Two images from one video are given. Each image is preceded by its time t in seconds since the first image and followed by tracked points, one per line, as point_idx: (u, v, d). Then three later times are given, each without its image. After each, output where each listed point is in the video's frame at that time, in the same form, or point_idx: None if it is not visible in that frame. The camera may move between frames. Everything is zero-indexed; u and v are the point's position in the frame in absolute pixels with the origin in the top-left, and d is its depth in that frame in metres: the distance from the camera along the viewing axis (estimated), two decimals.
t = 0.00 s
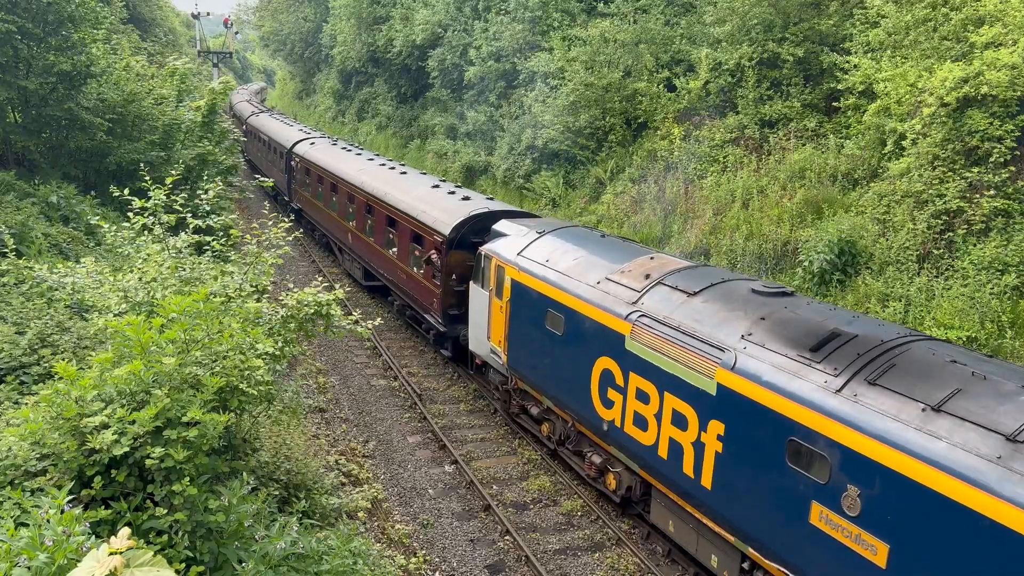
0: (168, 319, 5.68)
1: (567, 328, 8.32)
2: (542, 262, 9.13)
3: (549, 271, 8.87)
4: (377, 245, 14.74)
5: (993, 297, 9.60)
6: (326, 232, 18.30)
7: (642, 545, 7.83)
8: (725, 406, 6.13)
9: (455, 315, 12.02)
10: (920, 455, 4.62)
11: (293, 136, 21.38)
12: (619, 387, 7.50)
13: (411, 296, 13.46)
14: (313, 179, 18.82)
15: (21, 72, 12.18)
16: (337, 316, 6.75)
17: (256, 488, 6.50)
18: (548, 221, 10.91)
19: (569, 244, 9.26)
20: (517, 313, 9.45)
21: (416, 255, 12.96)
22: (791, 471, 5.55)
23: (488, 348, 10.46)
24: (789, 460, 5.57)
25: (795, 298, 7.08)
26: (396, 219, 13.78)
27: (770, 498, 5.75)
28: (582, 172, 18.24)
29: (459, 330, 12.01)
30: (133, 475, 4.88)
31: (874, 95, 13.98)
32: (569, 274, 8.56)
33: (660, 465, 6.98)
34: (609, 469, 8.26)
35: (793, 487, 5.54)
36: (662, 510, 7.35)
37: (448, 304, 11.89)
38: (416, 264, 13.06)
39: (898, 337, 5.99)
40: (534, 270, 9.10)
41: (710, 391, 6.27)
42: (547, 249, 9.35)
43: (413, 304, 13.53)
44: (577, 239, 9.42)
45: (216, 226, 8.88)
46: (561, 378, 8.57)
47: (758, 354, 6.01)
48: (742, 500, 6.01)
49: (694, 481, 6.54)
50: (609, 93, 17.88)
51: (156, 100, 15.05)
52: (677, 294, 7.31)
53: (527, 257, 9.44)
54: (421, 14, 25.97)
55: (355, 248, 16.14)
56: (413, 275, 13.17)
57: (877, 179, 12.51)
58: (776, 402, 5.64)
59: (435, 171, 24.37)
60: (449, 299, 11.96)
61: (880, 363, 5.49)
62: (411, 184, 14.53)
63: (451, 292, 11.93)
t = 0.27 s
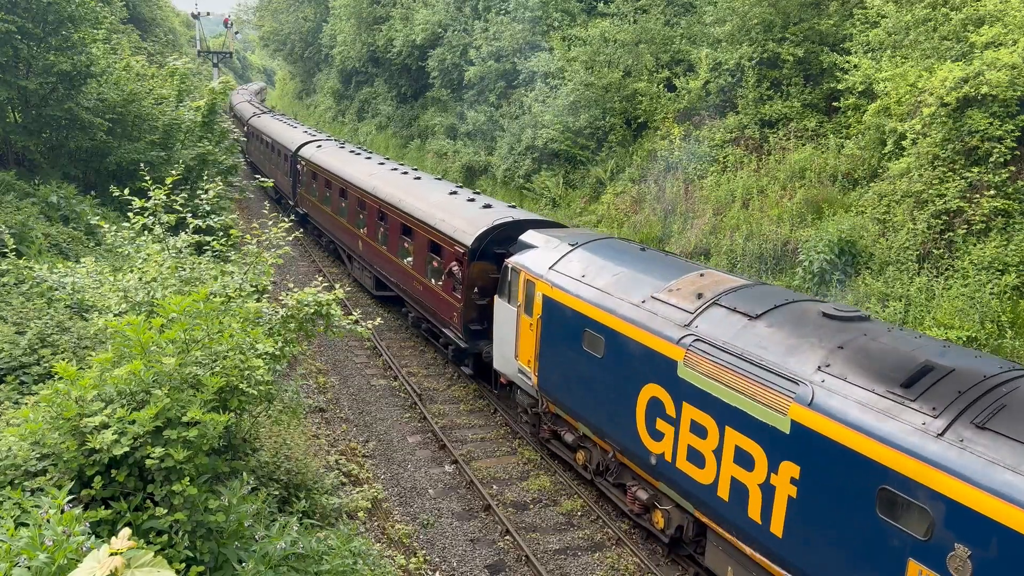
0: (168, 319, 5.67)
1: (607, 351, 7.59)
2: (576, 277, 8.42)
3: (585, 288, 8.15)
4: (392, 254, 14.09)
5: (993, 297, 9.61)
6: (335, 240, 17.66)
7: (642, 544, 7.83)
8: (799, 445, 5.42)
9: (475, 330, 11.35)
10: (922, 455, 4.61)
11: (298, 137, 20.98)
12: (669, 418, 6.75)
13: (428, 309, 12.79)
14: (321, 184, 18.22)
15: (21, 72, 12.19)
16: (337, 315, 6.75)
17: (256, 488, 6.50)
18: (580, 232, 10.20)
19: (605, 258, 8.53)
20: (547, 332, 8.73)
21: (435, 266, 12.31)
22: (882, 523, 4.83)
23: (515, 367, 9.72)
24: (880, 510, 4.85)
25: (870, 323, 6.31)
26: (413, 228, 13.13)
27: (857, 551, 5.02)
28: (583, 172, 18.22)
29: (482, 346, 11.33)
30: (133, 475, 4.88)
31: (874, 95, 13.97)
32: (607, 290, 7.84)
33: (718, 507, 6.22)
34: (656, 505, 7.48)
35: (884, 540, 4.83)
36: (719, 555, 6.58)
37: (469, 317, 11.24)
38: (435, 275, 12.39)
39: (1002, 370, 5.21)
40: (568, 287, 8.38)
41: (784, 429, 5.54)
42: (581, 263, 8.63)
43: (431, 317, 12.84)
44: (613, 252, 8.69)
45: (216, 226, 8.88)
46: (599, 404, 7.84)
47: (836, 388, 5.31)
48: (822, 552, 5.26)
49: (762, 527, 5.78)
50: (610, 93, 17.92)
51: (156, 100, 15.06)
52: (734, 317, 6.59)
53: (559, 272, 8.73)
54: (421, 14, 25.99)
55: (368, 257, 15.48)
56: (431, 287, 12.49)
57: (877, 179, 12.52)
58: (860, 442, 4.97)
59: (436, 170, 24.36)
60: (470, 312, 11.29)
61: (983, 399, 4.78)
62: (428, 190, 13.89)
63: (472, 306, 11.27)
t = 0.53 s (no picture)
0: (168, 319, 5.67)
1: (658, 378, 6.91)
2: (619, 296, 7.74)
3: (630, 308, 7.47)
4: (408, 264, 13.44)
5: (993, 297, 9.64)
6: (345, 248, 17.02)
7: (642, 545, 7.82)
8: (894, 495, 4.74)
9: (501, 347, 10.69)
10: (985, 485, 4.24)
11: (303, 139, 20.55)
12: (732, 456, 6.04)
13: (448, 323, 12.14)
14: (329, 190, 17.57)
15: (21, 72, 12.19)
16: (337, 316, 6.75)
17: (256, 488, 6.50)
18: (618, 246, 9.51)
19: (650, 275, 7.86)
20: (586, 355, 8.06)
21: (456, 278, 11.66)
22: None
23: (548, 390, 9.09)
24: None
25: (963, 354, 5.63)
26: (431, 237, 12.48)
27: None
28: (583, 172, 18.21)
29: (507, 365, 10.68)
30: (133, 475, 4.88)
31: (874, 95, 13.97)
32: (656, 311, 7.16)
33: (791, 558, 5.53)
34: (713, 550, 6.76)
35: None
36: None
37: (493, 334, 10.59)
38: (456, 288, 11.73)
39: None
40: (611, 306, 7.70)
41: (875, 476, 4.87)
42: (623, 280, 7.95)
43: (451, 331, 12.18)
44: (659, 269, 8.00)
45: (216, 227, 8.87)
46: (647, 434, 7.16)
47: (938, 432, 4.65)
48: None
49: None
50: (610, 93, 17.94)
51: (156, 100, 15.06)
52: (807, 345, 5.92)
53: (599, 290, 8.05)
54: (421, 14, 26.00)
55: (381, 266, 14.82)
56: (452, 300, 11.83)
57: (877, 179, 12.53)
58: (963, 492, 4.33)
59: (436, 170, 24.35)
60: (494, 328, 10.62)
61: None
62: (445, 197, 13.24)
63: (496, 322, 10.60)
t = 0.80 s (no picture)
0: (168, 319, 5.67)
1: (716, 410, 6.06)
2: (668, 316, 6.87)
3: (683, 330, 6.58)
4: (426, 277, 12.67)
5: (993, 297, 9.64)
6: (356, 258, 16.28)
7: (642, 545, 7.81)
8: (1011, 557, 3.96)
9: (529, 369, 9.88)
10: None
11: (309, 143, 20.05)
12: (808, 504, 5.20)
13: (470, 340, 11.35)
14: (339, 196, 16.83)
15: (21, 72, 12.18)
16: (337, 316, 6.74)
17: (256, 489, 6.50)
18: (660, 258, 8.61)
19: (702, 294, 6.99)
20: (627, 380, 7.16)
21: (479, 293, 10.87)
22: None
23: (582, 417, 8.17)
24: None
25: None
26: (451, 248, 11.72)
27: None
28: (582, 172, 18.20)
29: (535, 387, 9.88)
30: (133, 475, 4.88)
31: (874, 95, 13.98)
32: (714, 336, 6.29)
33: None
34: None
35: None
36: None
37: (521, 353, 9.80)
38: (479, 302, 10.94)
39: None
40: (658, 328, 6.82)
41: (990, 537, 4.07)
42: (670, 299, 7.09)
43: (473, 349, 11.39)
44: (712, 287, 7.14)
45: (216, 227, 8.86)
46: (697, 470, 6.30)
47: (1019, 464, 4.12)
48: None
49: None
50: (610, 93, 17.98)
51: (156, 100, 15.06)
52: (898, 381, 5.09)
53: (644, 309, 7.16)
54: (421, 14, 26.01)
55: (395, 278, 14.07)
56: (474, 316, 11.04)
57: (877, 179, 12.54)
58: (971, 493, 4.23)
59: (436, 170, 24.35)
60: (522, 347, 9.82)
61: None
62: (465, 205, 12.48)
63: (524, 339, 9.79)
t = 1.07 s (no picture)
0: (168, 319, 5.67)
1: (790, 450, 5.37)
2: (730, 343, 6.20)
3: (750, 360, 5.91)
4: (445, 290, 11.92)
5: (993, 297, 9.62)
6: (368, 267, 15.54)
7: (641, 545, 7.81)
8: None
9: (561, 391, 9.18)
10: None
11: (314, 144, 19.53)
12: (902, 563, 4.51)
13: (494, 359, 10.61)
14: (349, 203, 16.10)
15: (21, 72, 12.18)
16: (337, 316, 6.73)
17: (256, 489, 6.50)
18: (710, 277, 7.89)
19: (767, 321, 6.32)
20: (682, 410, 6.49)
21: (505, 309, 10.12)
22: None
23: (627, 448, 7.45)
24: None
25: None
26: (472, 260, 10.99)
27: None
28: (582, 172, 18.18)
29: (568, 412, 9.19)
30: (133, 475, 4.88)
31: (874, 95, 13.99)
32: (787, 368, 5.62)
33: None
34: None
35: None
36: None
37: (553, 375, 9.09)
38: (505, 319, 10.20)
39: None
40: (718, 356, 6.14)
41: None
42: (731, 324, 6.41)
43: (497, 367, 10.64)
44: (778, 313, 6.44)
45: (216, 227, 8.86)
46: (767, 516, 5.62)
47: None
48: None
49: None
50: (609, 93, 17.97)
51: (156, 100, 15.06)
52: (1011, 426, 4.38)
53: (701, 334, 6.48)
54: (421, 14, 26.04)
55: (411, 289, 13.32)
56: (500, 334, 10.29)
57: (876, 179, 12.52)
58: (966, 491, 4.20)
59: (436, 170, 24.34)
60: (553, 368, 9.07)
61: None
62: (487, 214, 11.74)
63: (556, 361, 9.07)
